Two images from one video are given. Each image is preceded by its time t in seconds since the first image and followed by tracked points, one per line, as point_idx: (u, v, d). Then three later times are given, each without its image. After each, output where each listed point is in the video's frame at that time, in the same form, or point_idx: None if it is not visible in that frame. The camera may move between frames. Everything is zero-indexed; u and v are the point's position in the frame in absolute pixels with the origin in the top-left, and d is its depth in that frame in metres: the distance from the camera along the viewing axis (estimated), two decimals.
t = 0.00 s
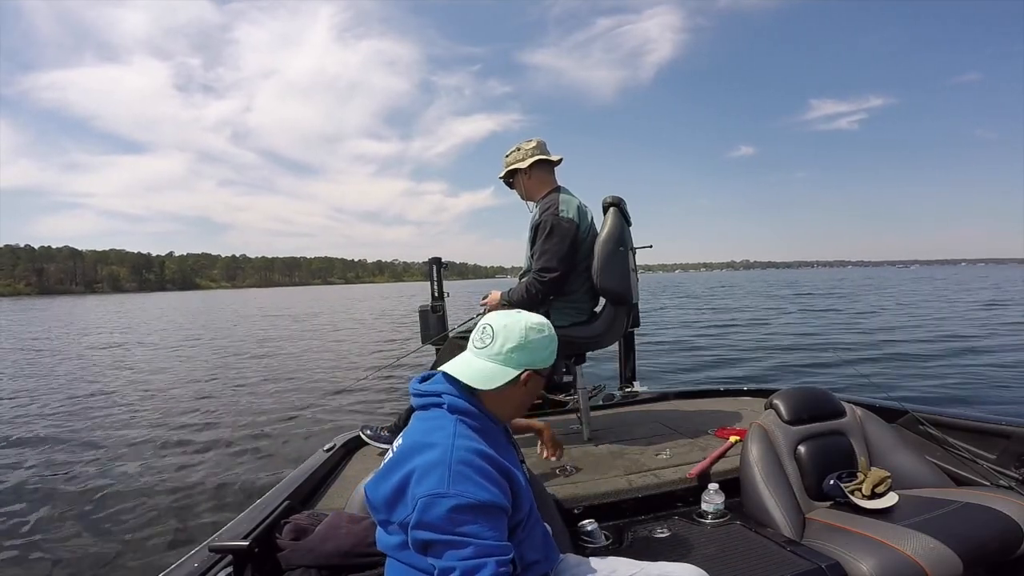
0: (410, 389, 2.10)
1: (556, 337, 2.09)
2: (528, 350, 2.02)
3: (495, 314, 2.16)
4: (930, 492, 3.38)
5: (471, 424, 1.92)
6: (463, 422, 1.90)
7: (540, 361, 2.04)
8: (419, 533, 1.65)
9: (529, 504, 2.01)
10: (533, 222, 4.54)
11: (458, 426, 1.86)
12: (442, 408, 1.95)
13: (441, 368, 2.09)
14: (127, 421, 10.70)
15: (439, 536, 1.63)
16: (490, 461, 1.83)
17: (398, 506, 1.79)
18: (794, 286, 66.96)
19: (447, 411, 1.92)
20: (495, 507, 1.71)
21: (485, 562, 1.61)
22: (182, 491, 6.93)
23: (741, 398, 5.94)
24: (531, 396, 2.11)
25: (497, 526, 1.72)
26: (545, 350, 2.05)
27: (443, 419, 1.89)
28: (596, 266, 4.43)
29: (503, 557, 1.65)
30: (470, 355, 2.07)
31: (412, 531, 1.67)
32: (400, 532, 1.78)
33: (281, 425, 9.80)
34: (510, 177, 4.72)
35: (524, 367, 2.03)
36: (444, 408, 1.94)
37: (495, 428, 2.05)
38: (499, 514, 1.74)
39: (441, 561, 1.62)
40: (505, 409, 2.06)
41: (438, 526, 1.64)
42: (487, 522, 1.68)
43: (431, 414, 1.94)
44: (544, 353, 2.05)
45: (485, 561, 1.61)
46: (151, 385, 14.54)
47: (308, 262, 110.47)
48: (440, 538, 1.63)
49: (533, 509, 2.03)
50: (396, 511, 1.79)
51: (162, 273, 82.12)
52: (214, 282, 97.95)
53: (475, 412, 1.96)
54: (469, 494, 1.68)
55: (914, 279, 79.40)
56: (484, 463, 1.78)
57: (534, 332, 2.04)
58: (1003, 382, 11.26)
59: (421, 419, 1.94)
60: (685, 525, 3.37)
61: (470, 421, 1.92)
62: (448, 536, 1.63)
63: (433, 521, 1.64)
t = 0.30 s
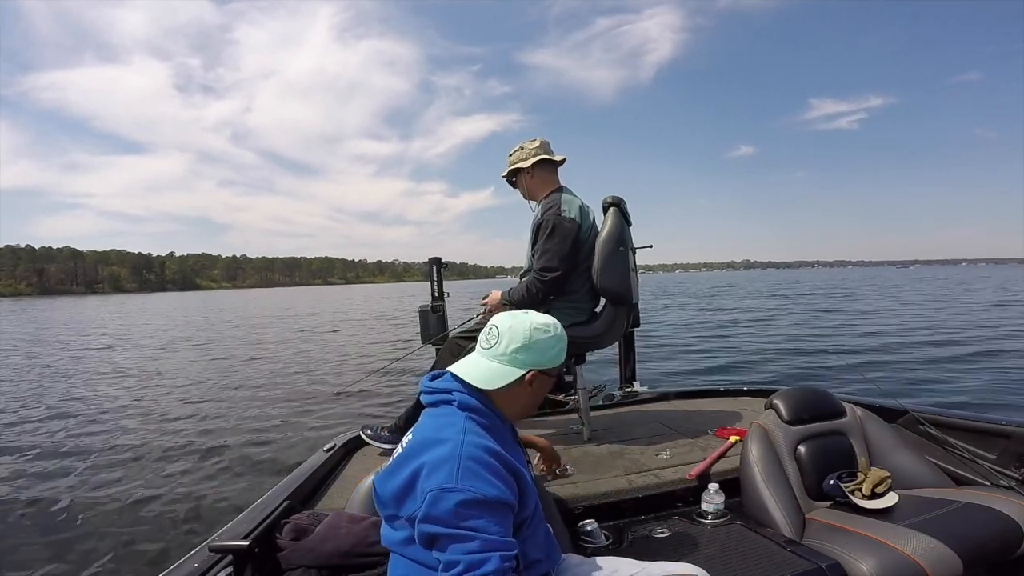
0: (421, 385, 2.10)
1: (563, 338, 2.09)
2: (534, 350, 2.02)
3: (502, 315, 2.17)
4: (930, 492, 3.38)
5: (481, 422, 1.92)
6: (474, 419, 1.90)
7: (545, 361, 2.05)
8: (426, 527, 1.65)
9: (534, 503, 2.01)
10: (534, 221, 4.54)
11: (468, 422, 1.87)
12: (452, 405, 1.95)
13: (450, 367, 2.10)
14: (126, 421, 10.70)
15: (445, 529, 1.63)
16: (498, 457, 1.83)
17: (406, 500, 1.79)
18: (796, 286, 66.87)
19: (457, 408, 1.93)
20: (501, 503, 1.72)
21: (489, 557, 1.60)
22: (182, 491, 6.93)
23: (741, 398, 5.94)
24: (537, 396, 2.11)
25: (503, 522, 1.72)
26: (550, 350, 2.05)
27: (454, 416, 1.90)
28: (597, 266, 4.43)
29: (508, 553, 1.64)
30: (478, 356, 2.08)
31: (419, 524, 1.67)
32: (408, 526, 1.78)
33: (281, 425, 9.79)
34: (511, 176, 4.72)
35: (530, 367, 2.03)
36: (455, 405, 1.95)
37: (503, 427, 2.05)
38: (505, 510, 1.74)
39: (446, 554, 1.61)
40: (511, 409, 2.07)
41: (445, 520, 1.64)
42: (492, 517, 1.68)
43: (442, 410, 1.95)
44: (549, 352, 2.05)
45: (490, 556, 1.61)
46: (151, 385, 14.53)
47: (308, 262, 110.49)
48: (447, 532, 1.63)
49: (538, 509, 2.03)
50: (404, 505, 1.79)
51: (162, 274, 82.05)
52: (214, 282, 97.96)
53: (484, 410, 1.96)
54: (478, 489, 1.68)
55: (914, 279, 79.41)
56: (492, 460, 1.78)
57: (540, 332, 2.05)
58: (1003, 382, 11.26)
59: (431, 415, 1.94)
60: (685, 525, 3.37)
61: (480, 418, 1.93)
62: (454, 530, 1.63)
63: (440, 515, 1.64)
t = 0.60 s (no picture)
0: (428, 384, 2.11)
1: (538, 342, 1.95)
2: (505, 349, 1.97)
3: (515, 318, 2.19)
4: (930, 492, 3.38)
5: (484, 424, 1.92)
6: (475, 422, 1.90)
7: (516, 363, 1.95)
8: (420, 527, 1.66)
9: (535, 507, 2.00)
10: (533, 221, 4.54)
11: (469, 425, 1.87)
12: (456, 406, 1.96)
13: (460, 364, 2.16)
14: (127, 420, 10.70)
15: (438, 531, 1.64)
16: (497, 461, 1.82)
17: (405, 500, 1.81)
18: (796, 287, 67.04)
19: (459, 410, 1.93)
20: (496, 507, 1.71)
21: (480, 561, 1.60)
22: (181, 490, 6.92)
23: (741, 398, 5.94)
24: (523, 403, 2.00)
25: (497, 526, 1.71)
26: (520, 351, 1.95)
27: (455, 418, 1.90)
28: (597, 266, 4.42)
29: (500, 557, 1.64)
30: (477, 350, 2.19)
31: (413, 525, 1.68)
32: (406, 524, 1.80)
33: (282, 424, 9.79)
34: (512, 176, 4.73)
35: (498, 365, 1.99)
36: (458, 406, 1.95)
37: (507, 430, 2.02)
38: (500, 515, 1.73)
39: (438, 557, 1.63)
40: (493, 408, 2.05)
41: (438, 521, 1.65)
42: (486, 522, 1.68)
43: (445, 412, 1.95)
44: (517, 354, 1.95)
45: (480, 560, 1.61)
46: (151, 384, 14.51)
47: (308, 262, 110.56)
48: (439, 534, 1.63)
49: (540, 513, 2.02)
50: (403, 505, 1.81)
51: (163, 273, 82.09)
52: (214, 281, 97.92)
53: (488, 412, 1.95)
54: (472, 493, 1.68)
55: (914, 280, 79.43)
56: (490, 464, 1.77)
57: (514, 331, 1.98)
58: (1003, 382, 11.27)
59: (435, 416, 1.95)
60: (685, 525, 3.38)
61: (482, 420, 1.92)
62: (446, 533, 1.64)
63: (433, 517, 1.65)
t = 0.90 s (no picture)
0: (475, 377, 2.18)
1: (560, 341, 1.94)
2: (531, 347, 2.01)
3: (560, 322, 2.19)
4: (930, 492, 3.37)
5: (512, 429, 1.93)
6: (503, 426, 1.92)
7: (537, 362, 1.97)
8: (415, 512, 1.73)
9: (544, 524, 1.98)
10: (533, 221, 4.54)
11: (494, 429, 1.89)
12: (490, 406, 2.00)
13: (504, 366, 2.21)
14: (126, 419, 10.70)
15: (427, 521, 1.70)
16: (510, 472, 1.82)
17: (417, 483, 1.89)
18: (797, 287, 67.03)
19: (491, 409, 1.97)
20: (491, 517, 1.71)
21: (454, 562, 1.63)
22: (182, 489, 6.93)
23: (742, 399, 5.93)
24: (545, 405, 1.99)
25: (486, 534, 1.72)
26: (544, 349, 1.96)
27: (487, 418, 1.94)
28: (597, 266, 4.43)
29: (476, 563, 1.66)
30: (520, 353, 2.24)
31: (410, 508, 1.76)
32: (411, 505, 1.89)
33: (281, 424, 9.80)
34: (511, 176, 4.72)
35: (525, 363, 2.02)
36: (491, 405, 1.99)
37: (537, 440, 2.02)
38: (493, 525, 1.73)
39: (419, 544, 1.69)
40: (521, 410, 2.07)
41: (429, 512, 1.71)
42: (476, 527, 1.69)
43: (479, 410, 2.00)
44: (541, 352, 1.96)
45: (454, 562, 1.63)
46: (152, 383, 14.52)
47: (309, 262, 110.64)
48: (427, 522, 1.70)
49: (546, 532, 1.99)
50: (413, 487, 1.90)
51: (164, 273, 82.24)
52: (215, 281, 98.01)
53: (519, 416, 1.96)
54: (470, 496, 1.70)
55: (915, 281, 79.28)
56: (501, 471, 1.78)
57: (542, 329, 2.00)
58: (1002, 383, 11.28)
59: (470, 411, 2.01)
60: (685, 525, 3.38)
61: (512, 426, 1.93)
62: (433, 524, 1.69)
63: (426, 506, 1.71)
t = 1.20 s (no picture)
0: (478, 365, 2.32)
1: (530, 321, 1.98)
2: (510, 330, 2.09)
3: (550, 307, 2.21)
4: (930, 492, 3.37)
5: (493, 417, 2.05)
6: (483, 415, 2.04)
7: (511, 344, 2.04)
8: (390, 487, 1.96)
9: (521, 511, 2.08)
10: (532, 221, 4.54)
11: (473, 417, 2.02)
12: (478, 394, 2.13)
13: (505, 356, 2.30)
14: (127, 419, 10.70)
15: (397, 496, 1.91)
16: (478, 458, 1.95)
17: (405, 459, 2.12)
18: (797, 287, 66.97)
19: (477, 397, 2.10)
20: (451, 500, 1.86)
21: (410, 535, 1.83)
22: (181, 490, 6.92)
23: (742, 399, 5.93)
24: (523, 387, 2.04)
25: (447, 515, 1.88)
26: (517, 332, 2.02)
27: (470, 405, 2.07)
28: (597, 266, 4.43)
29: (432, 536, 1.85)
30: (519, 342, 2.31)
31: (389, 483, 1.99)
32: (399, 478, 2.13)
33: (281, 424, 9.79)
34: (510, 177, 4.72)
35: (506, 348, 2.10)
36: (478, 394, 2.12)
37: (522, 429, 2.11)
38: (454, 509, 1.89)
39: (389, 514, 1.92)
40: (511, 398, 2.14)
41: (399, 489, 1.91)
42: (437, 509, 1.86)
43: (468, 398, 2.14)
44: (515, 334, 2.03)
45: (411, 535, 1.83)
46: (151, 383, 14.50)
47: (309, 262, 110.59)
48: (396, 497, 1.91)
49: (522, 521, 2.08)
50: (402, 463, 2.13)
51: (164, 273, 82.22)
52: (215, 280, 97.95)
53: (502, 406, 2.06)
54: (432, 478, 1.87)
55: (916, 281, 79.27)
56: (467, 457, 1.92)
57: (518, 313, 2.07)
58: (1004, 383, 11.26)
59: (461, 398, 2.16)
60: (685, 526, 3.37)
61: (492, 415, 2.05)
62: (400, 498, 1.91)
63: (396, 483, 1.92)
